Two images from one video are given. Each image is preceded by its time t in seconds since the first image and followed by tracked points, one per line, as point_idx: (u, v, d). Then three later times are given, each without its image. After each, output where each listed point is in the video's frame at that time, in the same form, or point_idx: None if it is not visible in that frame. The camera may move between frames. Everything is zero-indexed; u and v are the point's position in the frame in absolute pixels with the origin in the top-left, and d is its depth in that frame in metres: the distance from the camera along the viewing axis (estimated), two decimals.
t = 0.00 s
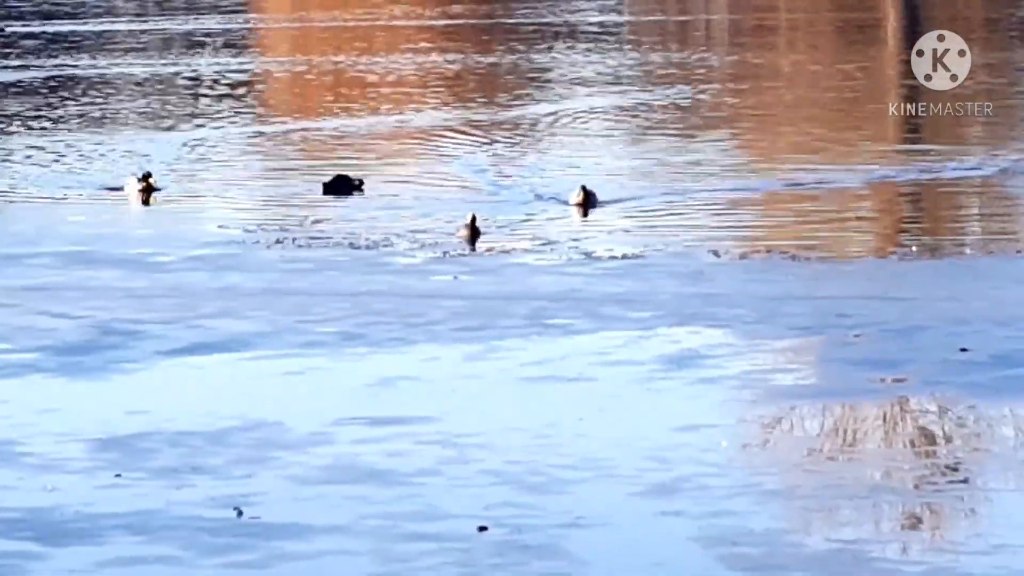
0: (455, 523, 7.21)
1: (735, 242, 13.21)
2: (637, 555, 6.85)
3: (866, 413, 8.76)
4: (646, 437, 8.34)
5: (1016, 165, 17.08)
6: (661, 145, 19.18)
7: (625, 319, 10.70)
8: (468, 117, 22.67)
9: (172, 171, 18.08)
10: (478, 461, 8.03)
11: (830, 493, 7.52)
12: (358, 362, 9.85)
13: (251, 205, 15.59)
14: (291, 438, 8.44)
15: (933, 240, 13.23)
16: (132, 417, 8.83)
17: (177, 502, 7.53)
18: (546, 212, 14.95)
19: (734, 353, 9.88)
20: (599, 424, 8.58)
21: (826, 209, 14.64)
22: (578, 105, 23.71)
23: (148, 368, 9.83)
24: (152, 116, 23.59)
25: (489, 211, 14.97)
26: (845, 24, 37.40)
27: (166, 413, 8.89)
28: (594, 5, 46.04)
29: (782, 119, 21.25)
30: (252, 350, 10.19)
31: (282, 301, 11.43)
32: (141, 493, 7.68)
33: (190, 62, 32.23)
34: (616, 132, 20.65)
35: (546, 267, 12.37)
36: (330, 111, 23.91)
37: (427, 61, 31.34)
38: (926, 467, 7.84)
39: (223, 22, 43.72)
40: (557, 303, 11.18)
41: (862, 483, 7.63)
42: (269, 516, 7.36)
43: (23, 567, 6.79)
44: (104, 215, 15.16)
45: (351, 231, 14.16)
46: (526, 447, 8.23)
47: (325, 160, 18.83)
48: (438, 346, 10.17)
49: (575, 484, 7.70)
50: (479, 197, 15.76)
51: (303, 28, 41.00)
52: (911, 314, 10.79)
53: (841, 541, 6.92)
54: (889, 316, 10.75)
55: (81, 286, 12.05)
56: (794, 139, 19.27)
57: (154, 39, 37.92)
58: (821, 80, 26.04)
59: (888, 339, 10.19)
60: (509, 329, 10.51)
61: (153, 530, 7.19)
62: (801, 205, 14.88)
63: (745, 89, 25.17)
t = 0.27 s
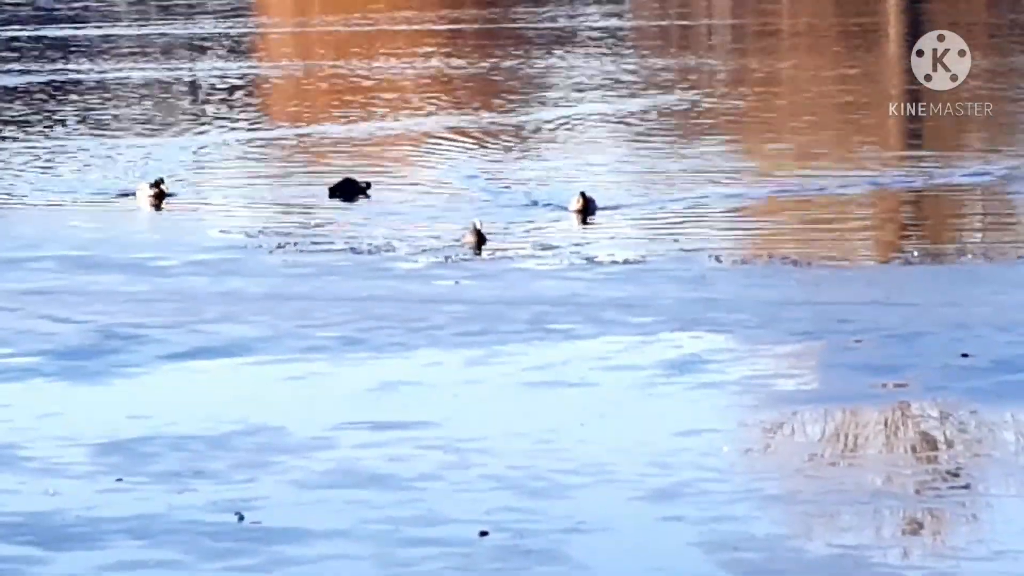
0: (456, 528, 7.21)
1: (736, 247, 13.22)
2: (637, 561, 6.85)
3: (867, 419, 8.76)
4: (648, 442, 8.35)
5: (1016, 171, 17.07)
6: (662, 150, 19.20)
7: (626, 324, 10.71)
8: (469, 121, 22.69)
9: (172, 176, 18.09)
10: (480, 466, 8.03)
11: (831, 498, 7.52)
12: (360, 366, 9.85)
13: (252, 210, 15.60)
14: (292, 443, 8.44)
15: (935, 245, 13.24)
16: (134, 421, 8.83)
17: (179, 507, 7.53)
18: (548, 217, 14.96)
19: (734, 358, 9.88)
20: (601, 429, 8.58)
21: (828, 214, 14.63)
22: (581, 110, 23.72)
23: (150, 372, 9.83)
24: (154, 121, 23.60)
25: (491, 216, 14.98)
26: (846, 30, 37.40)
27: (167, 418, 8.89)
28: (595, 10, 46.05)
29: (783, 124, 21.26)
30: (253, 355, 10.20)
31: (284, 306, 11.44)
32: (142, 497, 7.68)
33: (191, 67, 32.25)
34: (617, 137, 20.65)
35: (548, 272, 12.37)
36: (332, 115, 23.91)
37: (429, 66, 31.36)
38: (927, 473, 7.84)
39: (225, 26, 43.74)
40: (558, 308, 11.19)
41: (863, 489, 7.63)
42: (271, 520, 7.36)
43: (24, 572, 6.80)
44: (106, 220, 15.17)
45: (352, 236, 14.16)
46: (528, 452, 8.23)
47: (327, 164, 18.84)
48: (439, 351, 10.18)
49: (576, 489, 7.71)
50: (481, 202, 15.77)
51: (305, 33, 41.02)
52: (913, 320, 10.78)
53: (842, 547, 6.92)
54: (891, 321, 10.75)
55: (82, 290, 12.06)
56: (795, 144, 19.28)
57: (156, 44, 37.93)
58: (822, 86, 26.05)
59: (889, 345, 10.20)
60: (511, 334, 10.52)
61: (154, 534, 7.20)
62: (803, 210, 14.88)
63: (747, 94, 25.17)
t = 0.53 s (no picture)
0: (453, 533, 7.21)
1: (734, 253, 13.22)
2: (634, 566, 6.85)
3: (864, 424, 8.76)
4: (645, 447, 8.35)
5: (1014, 178, 17.08)
6: (660, 156, 19.20)
7: (624, 329, 10.71)
8: (468, 126, 22.70)
9: (171, 180, 18.09)
10: (477, 471, 8.03)
11: (828, 504, 7.52)
12: (358, 371, 9.85)
13: (250, 215, 15.61)
14: (290, 447, 8.44)
15: (933, 251, 13.25)
16: (131, 426, 8.83)
17: (176, 512, 7.53)
18: (546, 222, 14.96)
19: (732, 363, 9.89)
20: (598, 434, 8.59)
21: (827, 220, 14.64)
22: (580, 115, 23.73)
23: (148, 376, 9.84)
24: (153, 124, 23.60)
25: (490, 221, 14.98)
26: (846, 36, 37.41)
27: (165, 422, 8.89)
28: (596, 15, 46.07)
29: (782, 130, 21.27)
30: (251, 359, 10.20)
31: (281, 310, 11.44)
32: (139, 501, 7.68)
33: (191, 71, 32.25)
34: (616, 142, 20.66)
35: (546, 277, 12.38)
36: (331, 120, 23.92)
37: (428, 71, 31.36)
38: (924, 479, 7.84)
39: (225, 31, 43.75)
40: (556, 313, 11.19)
41: (860, 495, 7.64)
42: (268, 525, 7.36)
43: None
44: (104, 224, 15.17)
45: (350, 240, 14.17)
46: (525, 457, 8.23)
47: (325, 169, 18.84)
48: (437, 355, 10.18)
49: (573, 494, 7.71)
50: (479, 207, 15.77)
51: (304, 37, 41.00)
52: (911, 325, 10.79)
53: (839, 552, 6.92)
54: (888, 327, 10.76)
55: (80, 294, 12.07)
56: (794, 150, 19.29)
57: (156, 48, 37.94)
58: (823, 92, 26.05)
59: (887, 350, 10.20)
60: (508, 339, 10.52)
61: (151, 538, 7.20)
62: (802, 216, 14.89)
63: (747, 100, 25.17)
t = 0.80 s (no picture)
0: (445, 537, 7.21)
1: (726, 257, 13.23)
2: (626, 570, 6.84)
3: (856, 429, 8.76)
4: (637, 451, 8.35)
5: (1006, 183, 17.09)
6: (652, 160, 19.21)
7: (616, 334, 10.71)
8: (460, 131, 22.70)
9: (163, 184, 18.07)
10: (469, 475, 8.03)
11: (820, 508, 7.52)
12: (349, 375, 9.84)
13: (243, 219, 15.59)
14: (282, 451, 8.43)
15: (925, 256, 13.26)
16: (122, 430, 8.82)
17: (168, 515, 7.52)
18: (538, 226, 14.96)
19: (723, 368, 9.89)
20: (590, 438, 8.58)
21: (819, 225, 14.64)
22: (572, 119, 23.73)
23: (139, 380, 9.82)
24: (144, 129, 23.58)
25: (482, 226, 14.98)
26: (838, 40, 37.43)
27: (156, 426, 8.88)
28: (588, 19, 46.09)
29: (774, 135, 21.28)
30: (243, 363, 10.19)
31: (273, 314, 11.43)
32: (130, 505, 7.67)
33: (183, 75, 32.22)
34: (607, 146, 20.66)
35: (538, 281, 12.38)
36: (323, 124, 23.91)
37: (420, 75, 31.35)
38: (915, 483, 7.85)
39: (216, 35, 43.71)
40: (548, 317, 11.19)
41: (852, 499, 7.64)
42: (260, 529, 7.35)
43: None
44: (96, 228, 15.15)
45: (342, 244, 14.16)
46: (517, 461, 8.23)
47: (317, 172, 18.83)
48: (429, 359, 10.17)
49: (565, 498, 7.70)
50: (471, 211, 15.77)
51: (297, 42, 40.98)
52: (902, 330, 10.80)
53: (831, 557, 6.92)
54: (880, 331, 10.77)
55: (72, 297, 12.05)
56: (785, 155, 19.29)
57: (148, 52, 37.91)
58: (815, 96, 26.08)
59: (879, 355, 10.21)
60: (500, 343, 10.51)
61: (143, 542, 7.19)
62: (794, 221, 14.89)
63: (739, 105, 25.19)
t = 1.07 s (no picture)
0: (448, 537, 7.20)
1: (729, 258, 13.22)
2: (629, 571, 6.84)
3: (859, 429, 8.76)
4: (640, 452, 8.34)
5: (1009, 184, 17.07)
6: (655, 161, 19.21)
7: (619, 334, 10.71)
8: (463, 131, 22.70)
9: (166, 185, 18.08)
10: (472, 476, 8.03)
11: (824, 508, 7.52)
12: (352, 376, 9.84)
13: (245, 220, 15.59)
14: (285, 452, 8.43)
15: (928, 256, 13.25)
16: (125, 431, 8.82)
17: (171, 516, 7.53)
18: (541, 226, 14.96)
19: (726, 368, 9.89)
20: (593, 439, 8.58)
21: (821, 225, 14.64)
22: (574, 120, 23.73)
23: (142, 381, 9.82)
24: (147, 130, 23.59)
25: (485, 226, 14.98)
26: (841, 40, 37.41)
27: (159, 427, 8.88)
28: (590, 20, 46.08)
29: (777, 135, 21.28)
30: (246, 364, 10.19)
31: (276, 315, 11.43)
32: (134, 506, 7.67)
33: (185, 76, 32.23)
34: (610, 147, 20.66)
35: (541, 282, 12.38)
36: (325, 125, 23.92)
37: (423, 76, 31.35)
38: (919, 483, 7.84)
39: (219, 36, 43.71)
40: (551, 318, 11.19)
41: (856, 499, 7.63)
42: (263, 529, 7.36)
43: None
44: (99, 229, 15.16)
45: (345, 245, 14.16)
46: (520, 462, 8.23)
47: (320, 173, 18.83)
48: (431, 360, 10.17)
49: (569, 499, 7.70)
50: (473, 212, 15.77)
51: (299, 43, 40.98)
52: (905, 330, 10.79)
53: (834, 557, 6.92)
54: (882, 332, 10.76)
55: (75, 298, 12.06)
56: (789, 155, 19.29)
57: (151, 53, 37.93)
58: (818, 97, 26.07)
59: (881, 355, 10.20)
60: (503, 344, 10.51)
61: (146, 543, 7.19)
62: (797, 221, 14.88)
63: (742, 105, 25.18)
